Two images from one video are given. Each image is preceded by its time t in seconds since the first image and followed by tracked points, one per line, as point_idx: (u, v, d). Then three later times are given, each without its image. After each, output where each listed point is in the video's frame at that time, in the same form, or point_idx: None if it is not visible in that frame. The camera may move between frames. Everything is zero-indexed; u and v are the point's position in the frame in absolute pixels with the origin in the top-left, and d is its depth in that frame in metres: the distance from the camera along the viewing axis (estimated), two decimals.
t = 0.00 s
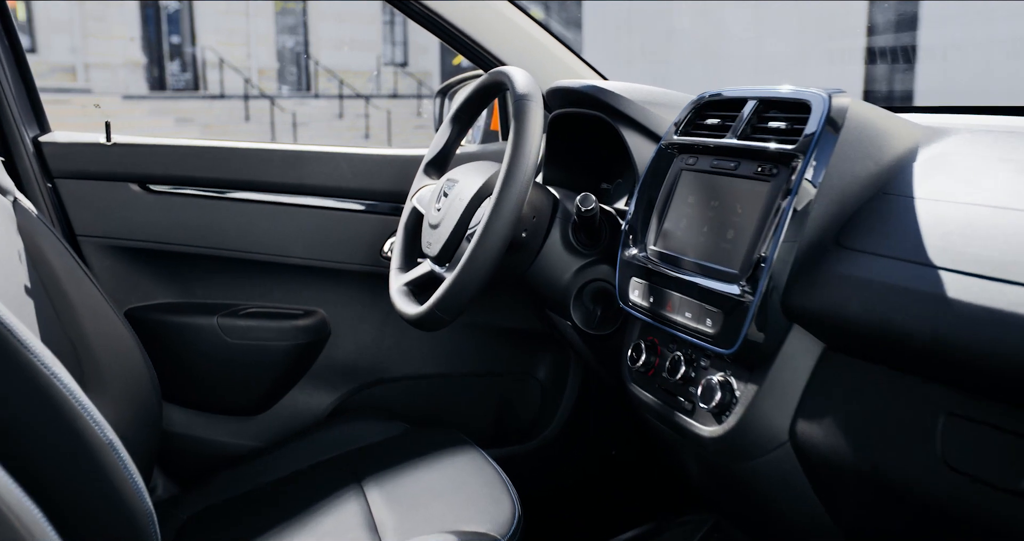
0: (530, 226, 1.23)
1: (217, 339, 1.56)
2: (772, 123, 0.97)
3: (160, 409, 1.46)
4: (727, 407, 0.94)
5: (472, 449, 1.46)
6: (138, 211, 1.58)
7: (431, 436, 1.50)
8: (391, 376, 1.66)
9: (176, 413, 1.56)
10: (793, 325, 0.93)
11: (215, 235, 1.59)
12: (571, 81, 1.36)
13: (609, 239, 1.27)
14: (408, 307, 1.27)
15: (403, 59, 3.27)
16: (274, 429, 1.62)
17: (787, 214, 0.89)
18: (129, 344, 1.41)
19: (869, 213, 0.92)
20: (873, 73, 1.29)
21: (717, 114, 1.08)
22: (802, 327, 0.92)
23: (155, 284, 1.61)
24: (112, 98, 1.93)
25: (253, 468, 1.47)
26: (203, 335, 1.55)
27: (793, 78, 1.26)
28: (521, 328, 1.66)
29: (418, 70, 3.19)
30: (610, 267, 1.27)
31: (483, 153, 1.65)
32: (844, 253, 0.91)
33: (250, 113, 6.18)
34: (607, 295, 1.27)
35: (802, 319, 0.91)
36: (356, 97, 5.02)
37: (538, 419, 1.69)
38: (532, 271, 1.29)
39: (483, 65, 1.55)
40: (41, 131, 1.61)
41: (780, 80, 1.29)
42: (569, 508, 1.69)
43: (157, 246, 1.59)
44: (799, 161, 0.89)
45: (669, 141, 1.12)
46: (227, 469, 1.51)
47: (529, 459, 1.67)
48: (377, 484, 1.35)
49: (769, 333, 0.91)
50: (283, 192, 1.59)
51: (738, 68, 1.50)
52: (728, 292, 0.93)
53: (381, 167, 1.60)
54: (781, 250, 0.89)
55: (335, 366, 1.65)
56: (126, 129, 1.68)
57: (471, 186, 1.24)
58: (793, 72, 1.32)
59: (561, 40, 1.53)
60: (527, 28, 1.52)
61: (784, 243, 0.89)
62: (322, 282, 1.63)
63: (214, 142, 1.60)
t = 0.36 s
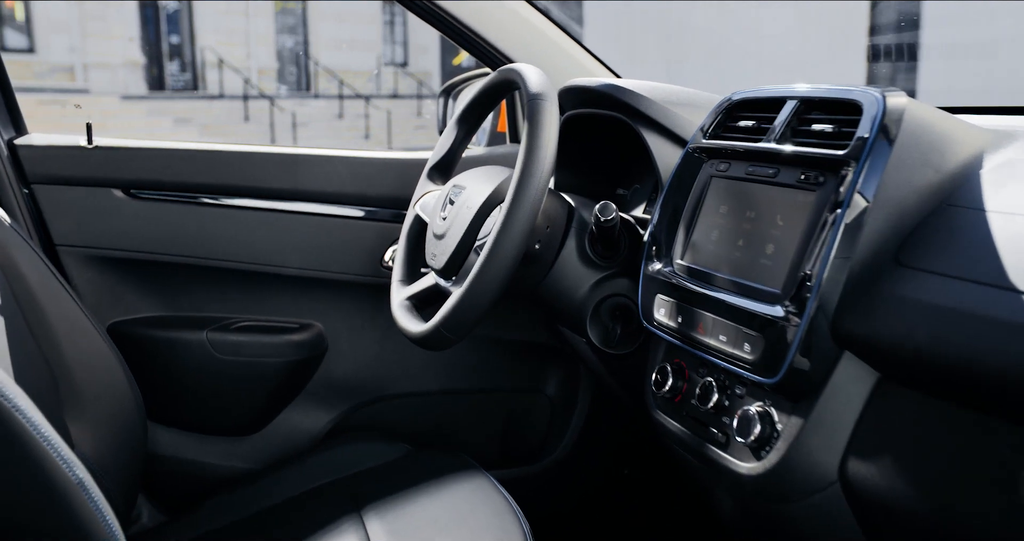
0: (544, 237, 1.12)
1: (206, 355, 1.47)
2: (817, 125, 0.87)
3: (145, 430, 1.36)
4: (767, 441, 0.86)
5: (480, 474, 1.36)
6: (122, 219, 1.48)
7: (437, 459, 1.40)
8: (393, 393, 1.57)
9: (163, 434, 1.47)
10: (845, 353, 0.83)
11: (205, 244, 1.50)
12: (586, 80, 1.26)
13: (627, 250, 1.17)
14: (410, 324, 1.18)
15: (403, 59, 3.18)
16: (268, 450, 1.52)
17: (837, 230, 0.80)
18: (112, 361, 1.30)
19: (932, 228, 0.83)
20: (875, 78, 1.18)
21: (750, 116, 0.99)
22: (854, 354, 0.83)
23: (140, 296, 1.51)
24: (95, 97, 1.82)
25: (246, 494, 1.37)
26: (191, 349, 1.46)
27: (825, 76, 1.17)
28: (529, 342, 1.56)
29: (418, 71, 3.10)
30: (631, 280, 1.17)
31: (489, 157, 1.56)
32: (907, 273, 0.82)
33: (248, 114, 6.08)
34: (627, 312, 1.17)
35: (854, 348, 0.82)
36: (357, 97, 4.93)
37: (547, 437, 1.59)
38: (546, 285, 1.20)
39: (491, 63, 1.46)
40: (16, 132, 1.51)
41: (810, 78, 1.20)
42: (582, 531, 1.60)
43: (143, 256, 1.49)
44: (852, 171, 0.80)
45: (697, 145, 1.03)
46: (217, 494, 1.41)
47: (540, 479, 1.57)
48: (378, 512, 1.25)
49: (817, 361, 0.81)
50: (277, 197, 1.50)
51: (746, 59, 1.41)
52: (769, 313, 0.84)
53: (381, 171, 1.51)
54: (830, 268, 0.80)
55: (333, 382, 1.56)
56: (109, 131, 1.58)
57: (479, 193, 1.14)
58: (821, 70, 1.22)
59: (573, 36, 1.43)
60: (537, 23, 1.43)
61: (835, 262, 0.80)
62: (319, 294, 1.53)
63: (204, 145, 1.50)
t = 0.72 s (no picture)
0: (559, 249, 1.03)
1: (195, 372, 1.38)
2: (870, 128, 0.78)
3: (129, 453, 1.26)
4: (814, 481, 0.77)
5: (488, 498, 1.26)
6: (106, 227, 1.39)
7: (442, 483, 1.31)
8: (394, 411, 1.47)
9: (151, 455, 1.38)
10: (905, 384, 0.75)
11: (194, 253, 1.41)
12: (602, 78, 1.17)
13: (649, 261, 1.08)
14: (413, 343, 1.09)
15: (404, 59, 3.09)
16: (262, 471, 1.43)
17: (899, 247, 0.71)
18: (91, 377, 1.20)
19: (1006, 243, 0.74)
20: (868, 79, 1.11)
21: (789, 117, 0.90)
22: (915, 386, 0.74)
23: (125, 308, 1.42)
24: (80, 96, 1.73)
25: (239, 520, 1.28)
26: (179, 366, 1.38)
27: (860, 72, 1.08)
28: (539, 356, 1.47)
29: (418, 71, 3.01)
30: (652, 295, 1.08)
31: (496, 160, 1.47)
32: (979, 294, 0.73)
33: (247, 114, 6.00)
34: (650, 329, 1.08)
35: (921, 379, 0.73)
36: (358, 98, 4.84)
37: (557, 457, 1.49)
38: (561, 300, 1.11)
39: (500, 61, 1.36)
40: None
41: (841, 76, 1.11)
42: None
43: (128, 267, 1.40)
44: (914, 182, 0.71)
45: (728, 149, 0.94)
46: (208, 520, 1.32)
47: (552, 502, 1.48)
48: None
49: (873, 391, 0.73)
50: (271, 203, 1.41)
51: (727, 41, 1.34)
52: (819, 339, 0.75)
53: (382, 175, 1.42)
54: (888, 291, 0.71)
55: (330, 398, 1.46)
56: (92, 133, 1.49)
57: (488, 201, 1.05)
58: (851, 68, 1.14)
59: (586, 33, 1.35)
60: (550, 19, 1.34)
61: (894, 283, 0.71)
62: (316, 306, 1.44)
63: (193, 148, 1.41)
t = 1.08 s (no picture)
0: (575, 261, 0.95)
1: (184, 389, 1.31)
2: (925, 132, 0.70)
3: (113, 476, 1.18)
4: (865, 524, 0.69)
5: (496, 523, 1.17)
6: (89, 235, 1.31)
7: (448, 507, 1.23)
8: (396, 428, 1.39)
9: (138, 477, 1.31)
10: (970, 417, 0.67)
11: (183, 262, 1.32)
12: (618, 77, 1.10)
13: (671, 274, 1.00)
14: (416, 361, 1.01)
15: (404, 60, 3.00)
16: (256, 495, 1.35)
17: (967, 266, 0.63)
18: (69, 396, 1.12)
19: None
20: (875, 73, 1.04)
21: (831, 119, 0.82)
22: (983, 420, 0.67)
23: (110, 320, 1.34)
24: (65, 95, 1.65)
25: None
26: (167, 384, 1.31)
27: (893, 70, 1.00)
28: (548, 370, 1.39)
29: (418, 72, 2.94)
30: (676, 311, 0.99)
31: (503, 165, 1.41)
32: None
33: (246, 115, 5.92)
34: (671, 349, 0.99)
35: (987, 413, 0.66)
36: (359, 98, 4.78)
37: (567, 476, 1.41)
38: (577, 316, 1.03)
39: (508, 60, 1.29)
40: None
41: (871, 75, 1.04)
42: None
43: (113, 278, 1.32)
44: (982, 194, 0.63)
45: (762, 154, 0.86)
46: None
47: (567, 525, 1.38)
48: None
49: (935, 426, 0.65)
50: (265, 209, 1.33)
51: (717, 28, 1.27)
52: (873, 367, 0.67)
53: (383, 180, 1.34)
54: (955, 316, 0.63)
55: (327, 416, 1.38)
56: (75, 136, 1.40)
57: (498, 208, 0.97)
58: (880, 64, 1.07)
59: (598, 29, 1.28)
60: (565, 18, 1.27)
61: (961, 306, 0.63)
62: (313, 319, 1.36)
63: (182, 150, 1.33)
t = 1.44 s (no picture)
0: (590, 273, 0.89)
1: (173, 404, 1.25)
2: (979, 134, 0.64)
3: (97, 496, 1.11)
4: None
5: None
6: (73, 242, 1.24)
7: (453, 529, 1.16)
8: (396, 444, 1.32)
9: (126, 496, 1.25)
10: None
11: (173, 271, 1.26)
12: (633, 75, 1.04)
13: (690, 285, 0.93)
14: (419, 379, 0.94)
15: (404, 60, 2.94)
16: (248, 517, 1.27)
17: None
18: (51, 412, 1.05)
19: None
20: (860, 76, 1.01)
21: (870, 120, 0.75)
22: None
23: (96, 332, 1.27)
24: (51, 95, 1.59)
25: None
26: (155, 398, 1.25)
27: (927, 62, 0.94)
28: (553, 381, 1.30)
29: (418, 72, 2.88)
30: (696, 325, 0.93)
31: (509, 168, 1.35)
32: None
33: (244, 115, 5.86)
34: (691, 365, 0.93)
35: None
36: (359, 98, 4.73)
37: (574, 493, 1.34)
38: (591, 331, 0.96)
39: (515, 59, 1.24)
40: None
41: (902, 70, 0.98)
42: None
43: (99, 287, 1.26)
44: None
45: (793, 158, 0.80)
46: None
47: None
48: None
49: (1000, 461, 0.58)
50: (260, 215, 1.27)
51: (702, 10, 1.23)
52: (927, 395, 0.61)
53: (384, 184, 1.28)
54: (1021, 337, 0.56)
55: (325, 432, 1.32)
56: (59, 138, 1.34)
57: (508, 215, 0.90)
58: (899, 62, 1.02)
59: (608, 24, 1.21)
60: (576, 14, 1.21)
61: None
62: (310, 329, 1.30)
63: (173, 153, 1.27)
